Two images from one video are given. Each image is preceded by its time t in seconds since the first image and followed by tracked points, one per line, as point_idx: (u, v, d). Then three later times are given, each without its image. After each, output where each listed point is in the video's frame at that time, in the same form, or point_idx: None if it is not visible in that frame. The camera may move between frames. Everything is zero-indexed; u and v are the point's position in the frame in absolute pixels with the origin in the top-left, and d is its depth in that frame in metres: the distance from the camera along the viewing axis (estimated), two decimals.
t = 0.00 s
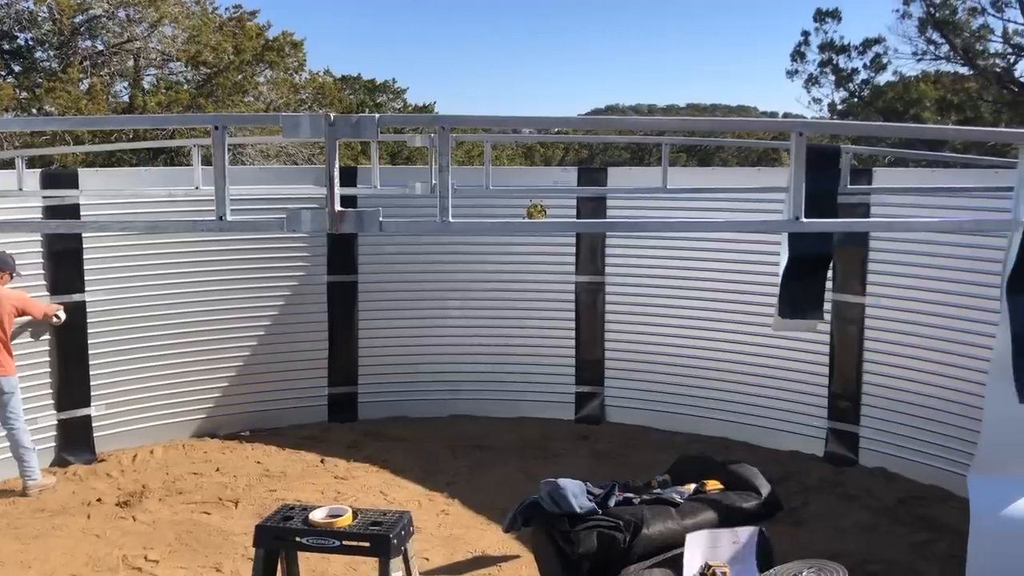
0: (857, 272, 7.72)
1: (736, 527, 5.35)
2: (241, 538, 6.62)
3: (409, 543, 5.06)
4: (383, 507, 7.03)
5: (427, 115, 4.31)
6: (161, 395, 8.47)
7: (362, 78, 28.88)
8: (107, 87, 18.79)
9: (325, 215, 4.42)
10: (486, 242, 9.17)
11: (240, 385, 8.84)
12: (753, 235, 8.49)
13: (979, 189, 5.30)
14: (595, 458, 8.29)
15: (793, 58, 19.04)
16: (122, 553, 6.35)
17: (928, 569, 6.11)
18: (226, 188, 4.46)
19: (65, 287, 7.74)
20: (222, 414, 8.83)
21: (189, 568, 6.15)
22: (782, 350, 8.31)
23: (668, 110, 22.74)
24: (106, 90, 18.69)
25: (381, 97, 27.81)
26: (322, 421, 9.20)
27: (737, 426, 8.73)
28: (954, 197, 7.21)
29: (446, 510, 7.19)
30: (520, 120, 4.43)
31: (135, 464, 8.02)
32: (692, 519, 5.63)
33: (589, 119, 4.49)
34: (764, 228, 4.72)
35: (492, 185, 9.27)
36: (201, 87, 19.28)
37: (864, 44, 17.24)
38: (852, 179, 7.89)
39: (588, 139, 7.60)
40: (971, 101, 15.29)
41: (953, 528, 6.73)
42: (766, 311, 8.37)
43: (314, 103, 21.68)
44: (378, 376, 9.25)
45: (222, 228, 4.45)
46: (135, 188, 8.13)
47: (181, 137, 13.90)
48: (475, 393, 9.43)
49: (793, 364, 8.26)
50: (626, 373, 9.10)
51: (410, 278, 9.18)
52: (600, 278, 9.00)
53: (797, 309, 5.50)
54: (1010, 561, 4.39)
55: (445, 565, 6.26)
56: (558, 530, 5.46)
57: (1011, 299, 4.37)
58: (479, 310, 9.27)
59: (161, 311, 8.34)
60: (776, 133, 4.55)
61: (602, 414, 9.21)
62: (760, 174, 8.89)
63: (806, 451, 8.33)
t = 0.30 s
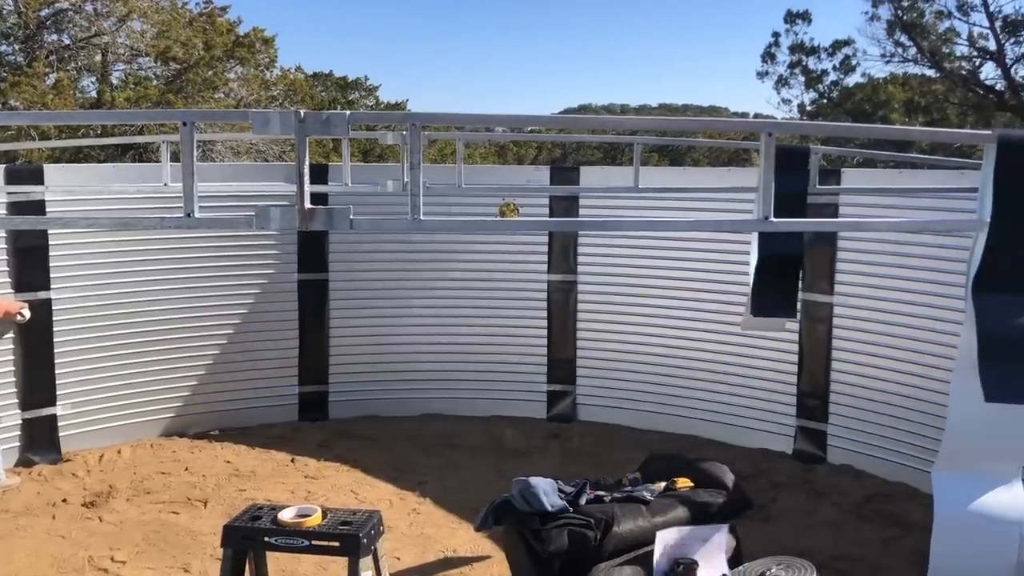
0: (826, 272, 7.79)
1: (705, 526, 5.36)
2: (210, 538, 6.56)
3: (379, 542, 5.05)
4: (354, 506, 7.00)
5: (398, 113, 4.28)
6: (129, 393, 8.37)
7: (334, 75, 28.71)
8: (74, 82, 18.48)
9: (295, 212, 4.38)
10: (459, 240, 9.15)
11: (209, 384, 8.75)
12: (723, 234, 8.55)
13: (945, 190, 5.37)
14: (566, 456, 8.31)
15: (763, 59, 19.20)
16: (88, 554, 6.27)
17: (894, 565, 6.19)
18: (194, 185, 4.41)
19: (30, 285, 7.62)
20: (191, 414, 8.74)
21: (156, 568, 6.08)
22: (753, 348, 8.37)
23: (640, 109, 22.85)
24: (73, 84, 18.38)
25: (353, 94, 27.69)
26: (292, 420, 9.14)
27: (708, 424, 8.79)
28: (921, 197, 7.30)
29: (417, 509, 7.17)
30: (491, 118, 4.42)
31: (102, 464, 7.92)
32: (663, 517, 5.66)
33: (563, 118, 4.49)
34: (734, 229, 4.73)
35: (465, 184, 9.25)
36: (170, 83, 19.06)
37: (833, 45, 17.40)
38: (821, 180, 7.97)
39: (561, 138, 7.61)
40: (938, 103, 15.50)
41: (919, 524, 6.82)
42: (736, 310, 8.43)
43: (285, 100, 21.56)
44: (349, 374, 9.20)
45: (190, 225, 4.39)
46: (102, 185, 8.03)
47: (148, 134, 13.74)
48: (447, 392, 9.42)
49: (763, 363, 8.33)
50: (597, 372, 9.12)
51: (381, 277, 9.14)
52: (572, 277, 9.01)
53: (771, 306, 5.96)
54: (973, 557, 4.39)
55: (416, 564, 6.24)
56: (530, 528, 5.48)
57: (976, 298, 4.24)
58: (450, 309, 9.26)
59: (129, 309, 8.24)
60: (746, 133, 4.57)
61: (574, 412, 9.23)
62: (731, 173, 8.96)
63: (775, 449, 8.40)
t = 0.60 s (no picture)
0: (795, 270, 7.86)
1: (679, 524, 5.39)
2: (178, 538, 6.48)
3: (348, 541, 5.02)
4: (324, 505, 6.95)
5: (368, 109, 4.24)
6: (95, 392, 8.26)
7: (305, 70, 28.51)
8: (38, 76, 18.12)
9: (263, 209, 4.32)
10: (430, 237, 9.12)
11: (176, 382, 8.66)
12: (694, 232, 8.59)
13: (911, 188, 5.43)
14: (538, 454, 8.31)
15: (733, 58, 19.29)
16: (52, 556, 6.17)
17: (861, 560, 6.25)
18: (160, 180, 4.35)
19: None
20: (159, 412, 8.64)
21: (122, 569, 6.00)
22: (723, 346, 8.41)
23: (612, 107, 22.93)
24: (37, 78, 18.01)
25: (324, 90, 27.56)
26: (262, 418, 9.07)
27: (678, 421, 8.83)
28: (889, 196, 7.37)
29: (388, 508, 7.14)
30: (461, 114, 4.40)
31: (67, 464, 7.80)
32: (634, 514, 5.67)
33: (536, 115, 4.47)
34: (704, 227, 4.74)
35: (437, 181, 9.22)
36: (137, 77, 18.86)
37: (803, 45, 17.54)
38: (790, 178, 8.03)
39: (532, 136, 7.60)
40: (905, 103, 15.70)
41: (886, 519, 6.90)
42: (707, 307, 8.47)
43: (255, 96, 21.91)
44: (319, 372, 9.14)
45: (156, 221, 4.34)
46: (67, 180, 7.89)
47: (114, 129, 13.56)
48: (418, 390, 9.38)
49: (733, 360, 8.38)
50: (569, 369, 9.14)
51: (352, 273, 9.08)
52: (544, 274, 9.02)
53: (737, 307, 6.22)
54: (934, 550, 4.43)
55: (386, 563, 6.21)
56: (501, 526, 5.46)
57: (942, 295, 4.22)
58: (422, 306, 9.22)
59: (94, 307, 8.12)
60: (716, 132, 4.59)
61: (546, 410, 9.24)
62: (701, 172, 9.00)
63: (745, 445, 8.46)
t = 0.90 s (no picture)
0: (767, 268, 7.91)
1: (650, 520, 5.56)
2: (149, 541, 6.41)
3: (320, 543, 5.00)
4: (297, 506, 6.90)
5: (339, 107, 4.19)
6: (64, 394, 8.16)
7: (277, 68, 28.34)
8: (4, 73, 17.77)
9: (232, 208, 4.26)
10: (404, 236, 9.08)
11: (147, 384, 8.56)
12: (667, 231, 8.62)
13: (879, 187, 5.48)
14: (513, 453, 8.30)
15: (705, 57, 19.38)
16: (19, 560, 6.08)
17: (833, 556, 6.30)
18: (128, 179, 4.28)
19: None
20: (129, 414, 8.55)
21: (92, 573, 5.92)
22: (697, 344, 8.45)
23: (585, 106, 23.00)
24: (3, 75, 17.65)
25: (296, 88, 27.44)
26: (235, 419, 8.99)
27: (652, 419, 8.86)
28: (859, 195, 7.44)
29: (362, 508, 7.10)
30: (433, 113, 4.38)
31: (35, 467, 7.69)
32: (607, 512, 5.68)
33: (511, 114, 4.38)
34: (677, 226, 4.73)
35: (410, 180, 9.18)
36: (106, 75, 18.65)
37: (775, 45, 17.66)
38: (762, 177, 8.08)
39: (506, 135, 7.58)
40: (875, 102, 15.87)
41: (857, 515, 6.96)
42: (680, 306, 8.51)
43: (226, 93, 21.72)
44: (292, 373, 9.08)
45: (124, 220, 4.27)
46: (33, 179, 7.77)
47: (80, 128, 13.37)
48: (392, 389, 9.35)
49: (706, 358, 8.43)
50: (543, 368, 9.14)
51: (325, 272, 9.03)
52: (519, 274, 9.01)
53: (712, 305, 6.55)
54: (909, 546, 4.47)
55: (360, 564, 6.18)
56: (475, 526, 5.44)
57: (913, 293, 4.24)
58: (396, 305, 9.18)
59: (62, 308, 8.02)
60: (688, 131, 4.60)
61: (520, 408, 9.23)
62: (674, 170, 9.04)
63: (718, 443, 8.51)
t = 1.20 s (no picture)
0: (743, 268, 7.97)
1: (629, 520, 5.71)
2: (124, 546, 6.35)
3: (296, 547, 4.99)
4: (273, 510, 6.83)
5: (315, 109, 4.15)
6: (37, 398, 8.07)
7: (252, 68, 28.19)
8: None
9: (206, 210, 4.22)
10: (381, 238, 9.06)
11: (122, 387, 8.49)
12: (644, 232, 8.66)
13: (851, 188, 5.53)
14: (491, 454, 8.30)
15: (681, 58, 19.48)
16: None
17: (809, 553, 6.35)
18: (100, 181, 4.23)
19: None
20: (103, 419, 8.46)
21: None
22: (674, 344, 8.48)
23: (562, 107, 23.06)
24: None
25: (272, 89, 27.31)
26: (211, 422, 8.92)
27: (630, 419, 8.89)
28: (833, 195, 7.51)
29: (340, 511, 7.07)
30: (409, 114, 4.36)
31: (7, 473, 7.60)
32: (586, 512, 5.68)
33: (488, 115, 4.38)
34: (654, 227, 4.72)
35: (387, 181, 9.15)
36: (79, 75, 18.59)
37: (749, 46, 17.77)
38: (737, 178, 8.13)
39: (483, 136, 7.58)
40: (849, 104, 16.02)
41: (832, 513, 7.02)
42: (657, 306, 8.54)
43: (201, 94, 21.55)
44: (269, 376, 9.03)
45: (96, 223, 4.21)
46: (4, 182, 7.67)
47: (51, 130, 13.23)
48: (370, 392, 9.31)
49: (683, 358, 8.47)
50: (521, 369, 9.14)
51: (302, 274, 8.98)
52: (497, 274, 9.02)
53: (690, 304, 6.57)
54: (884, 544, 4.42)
55: (338, 567, 6.15)
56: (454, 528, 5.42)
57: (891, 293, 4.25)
58: (373, 307, 9.15)
59: (35, 312, 7.94)
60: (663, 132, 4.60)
61: (498, 410, 9.23)
62: (650, 172, 9.07)
63: (695, 442, 8.55)
